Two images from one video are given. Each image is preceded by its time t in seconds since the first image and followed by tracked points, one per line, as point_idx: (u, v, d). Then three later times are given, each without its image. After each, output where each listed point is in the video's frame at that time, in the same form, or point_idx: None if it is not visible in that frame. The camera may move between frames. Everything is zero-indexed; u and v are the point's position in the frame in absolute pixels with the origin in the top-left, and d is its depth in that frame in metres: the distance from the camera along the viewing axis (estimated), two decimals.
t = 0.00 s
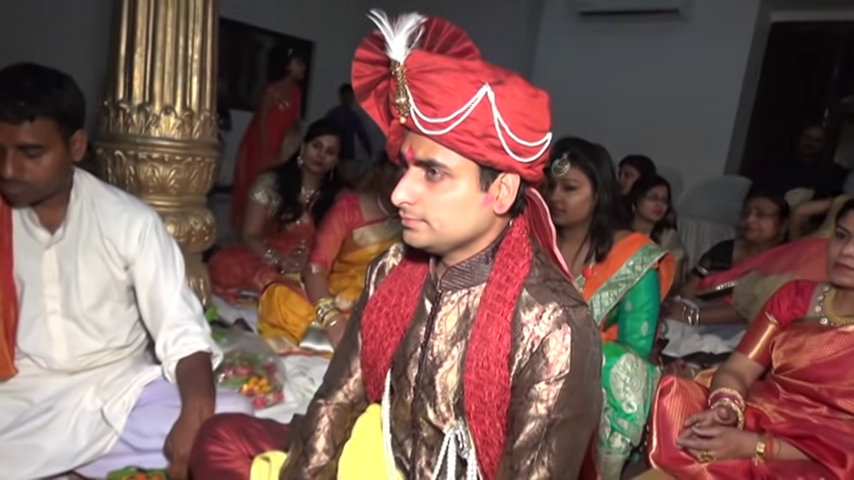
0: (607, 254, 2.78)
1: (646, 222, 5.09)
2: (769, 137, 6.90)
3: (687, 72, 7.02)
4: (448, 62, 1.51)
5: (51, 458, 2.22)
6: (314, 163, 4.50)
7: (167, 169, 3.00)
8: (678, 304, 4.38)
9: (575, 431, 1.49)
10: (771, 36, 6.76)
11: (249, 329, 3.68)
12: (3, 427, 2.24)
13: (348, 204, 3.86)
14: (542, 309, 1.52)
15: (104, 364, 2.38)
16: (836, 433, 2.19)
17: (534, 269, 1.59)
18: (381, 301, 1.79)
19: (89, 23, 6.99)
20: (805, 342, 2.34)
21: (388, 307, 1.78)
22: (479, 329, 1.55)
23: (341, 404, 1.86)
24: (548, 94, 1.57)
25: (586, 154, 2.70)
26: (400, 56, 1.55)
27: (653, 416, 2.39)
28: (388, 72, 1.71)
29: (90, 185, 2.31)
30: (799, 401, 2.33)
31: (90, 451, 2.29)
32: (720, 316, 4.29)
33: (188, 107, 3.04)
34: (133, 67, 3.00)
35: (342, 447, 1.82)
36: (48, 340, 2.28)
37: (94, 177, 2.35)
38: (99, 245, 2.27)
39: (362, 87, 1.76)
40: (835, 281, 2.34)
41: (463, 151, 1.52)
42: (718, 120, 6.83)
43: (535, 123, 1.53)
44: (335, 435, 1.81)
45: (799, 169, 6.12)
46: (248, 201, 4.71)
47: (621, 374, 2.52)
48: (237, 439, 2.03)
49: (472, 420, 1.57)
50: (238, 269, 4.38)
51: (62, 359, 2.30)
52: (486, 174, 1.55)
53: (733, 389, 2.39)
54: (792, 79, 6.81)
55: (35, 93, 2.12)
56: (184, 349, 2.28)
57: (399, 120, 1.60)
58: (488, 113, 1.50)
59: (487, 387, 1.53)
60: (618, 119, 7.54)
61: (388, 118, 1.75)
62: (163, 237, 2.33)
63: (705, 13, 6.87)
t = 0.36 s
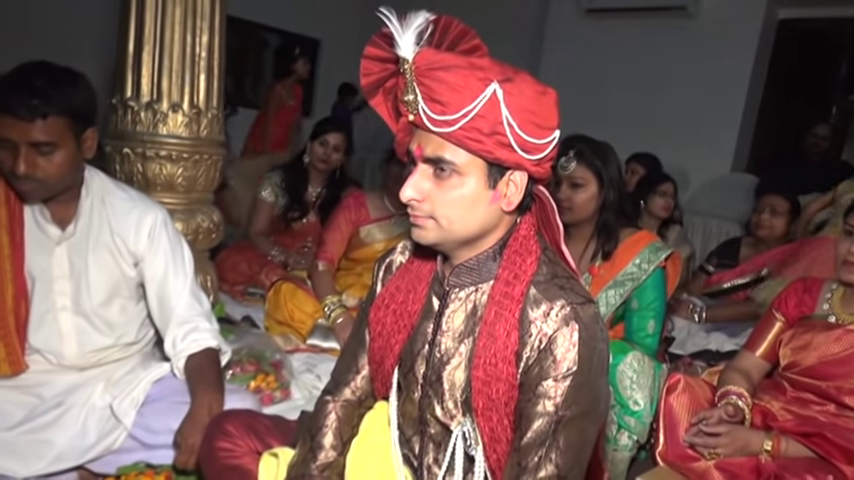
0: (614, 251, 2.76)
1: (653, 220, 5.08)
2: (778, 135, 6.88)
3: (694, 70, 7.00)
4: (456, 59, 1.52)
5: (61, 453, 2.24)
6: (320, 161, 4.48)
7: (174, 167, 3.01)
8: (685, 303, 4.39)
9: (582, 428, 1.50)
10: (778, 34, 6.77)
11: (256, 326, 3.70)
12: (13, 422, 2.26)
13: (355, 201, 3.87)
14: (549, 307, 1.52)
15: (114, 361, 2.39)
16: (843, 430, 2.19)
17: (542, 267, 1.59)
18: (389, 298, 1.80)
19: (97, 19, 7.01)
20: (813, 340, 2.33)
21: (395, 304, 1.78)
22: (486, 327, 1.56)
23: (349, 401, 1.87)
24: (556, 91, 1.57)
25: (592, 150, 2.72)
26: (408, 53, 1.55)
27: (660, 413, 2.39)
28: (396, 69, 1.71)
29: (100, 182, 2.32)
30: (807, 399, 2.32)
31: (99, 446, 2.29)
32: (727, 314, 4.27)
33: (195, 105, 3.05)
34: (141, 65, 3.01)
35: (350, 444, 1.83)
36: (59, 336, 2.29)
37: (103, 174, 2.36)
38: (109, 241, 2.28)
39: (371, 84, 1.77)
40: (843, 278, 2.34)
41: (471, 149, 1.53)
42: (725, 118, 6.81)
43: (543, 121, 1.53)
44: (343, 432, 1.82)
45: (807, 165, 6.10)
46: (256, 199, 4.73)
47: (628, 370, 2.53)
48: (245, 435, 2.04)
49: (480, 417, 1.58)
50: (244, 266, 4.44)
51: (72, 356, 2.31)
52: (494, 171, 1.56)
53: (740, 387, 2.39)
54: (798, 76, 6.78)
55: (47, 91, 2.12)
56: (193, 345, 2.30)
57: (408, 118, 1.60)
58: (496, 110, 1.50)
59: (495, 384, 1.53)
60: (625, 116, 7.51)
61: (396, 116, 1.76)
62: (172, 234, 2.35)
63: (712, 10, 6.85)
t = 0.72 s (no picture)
0: (616, 248, 2.77)
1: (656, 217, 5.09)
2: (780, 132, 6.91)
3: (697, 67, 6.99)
4: (460, 56, 1.52)
5: (66, 449, 2.26)
6: (322, 157, 4.51)
7: (178, 164, 3.02)
8: (689, 300, 4.30)
9: (585, 423, 1.50)
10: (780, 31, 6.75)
11: (260, 323, 3.70)
12: (19, 418, 2.27)
13: (357, 199, 3.88)
14: (553, 302, 1.52)
15: (118, 357, 2.40)
16: (845, 426, 2.19)
17: (545, 263, 1.59)
18: (392, 294, 1.80)
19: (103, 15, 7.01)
20: (816, 336, 2.34)
21: (398, 300, 1.79)
22: (490, 322, 1.56)
23: (352, 397, 1.87)
24: (559, 88, 1.57)
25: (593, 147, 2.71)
26: (412, 50, 1.56)
27: (663, 410, 2.40)
28: (400, 66, 1.72)
29: (105, 178, 2.33)
30: (810, 395, 2.31)
31: (104, 442, 2.31)
32: (730, 311, 4.19)
33: (199, 102, 3.05)
34: (145, 62, 3.01)
35: (354, 439, 1.84)
36: (65, 332, 2.30)
37: (108, 171, 2.37)
38: (114, 237, 2.30)
39: (374, 81, 1.78)
40: (845, 274, 2.34)
41: (474, 145, 1.53)
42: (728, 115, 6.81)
43: (547, 117, 1.53)
44: (346, 427, 1.83)
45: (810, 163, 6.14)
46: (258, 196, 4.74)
47: (631, 367, 2.53)
48: (249, 431, 2.06)
49: (483, 413, 1.58)
50: (248, 264, 4.39)
51: (77, 352, 2.32)
52: (498, 168, 1.56)
53: (743, 383, 2.40)
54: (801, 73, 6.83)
55: (57, 88, 2.13)
56: (198, 341, 2.31)
57: (411, 114, 1.61)
58: (500, 107, 1.50)
59: (498, 379, 1.54)
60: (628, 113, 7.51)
61: (399, 113, 1.76)
62: (176, 230, 2.37)
63: (715, 8, 6.84)
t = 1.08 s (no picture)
0: (622, 246, 2.77)
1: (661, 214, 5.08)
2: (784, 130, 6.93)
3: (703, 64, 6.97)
4: (465, 53, 1.52)
5: (74, 444, 2.26)
6: (327, 155, 4.50)
7: (184, 162, 3.03)
8: (693, 298, 4.31)
9: (590, 420, 1.50)
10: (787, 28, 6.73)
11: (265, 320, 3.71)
12: (27, 414, 2.29)
13: (363, 196, 3.89)
14: (558, 299, 1.52)
15: (126, 354, 2.41)
16: (850, 423, 2.18)
17: (550, 259, 1.59)
18: (397, 291, 1.81)
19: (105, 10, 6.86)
20: (821, 333, 2.33)
21: (403, 296, 1.79)
22: (495, 318, 1.57)
23: (358, 393, 1.88)
24: (564, 84, 1.57)
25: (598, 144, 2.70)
26: (418, 47, 1.56)
27: (668, 408, 2.41)
28: (404, 64, 1.72)
29: (110, 178, 2.35)
30: (815, 393, 2.31)
31: (111, 438, 2.31)
32: (736, 309, 4.18)
33: (204, 100, 3.06)
34: (151, 61, 3.02)
35: (359, 435, 1.85)
36: (72, 331, 2.31)
37: (113, 170, 2.39)
38: (120, 236, 2.31)
39: (380, 79, 1.78)
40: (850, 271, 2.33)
41: (480, 142, 1.53)
42: (734, 113, 6.79)
43: (552, 114, 1.54)
44: (352, 423, 1.83)
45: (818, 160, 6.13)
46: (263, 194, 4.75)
47: (636, 365, 2.53)
48: (255, 427, 2.06)
49: (489, 409, 1.58)
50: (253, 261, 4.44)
51: (84, 351, 2.33)
52: (503, 164, 1.56)
53: (748, 381, 2.40)
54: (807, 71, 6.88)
55: (63, 92, 2.14)
56: (203, 338, 2.32)
57: (417, 112, 1.61)
58: (505, 103, 1.50)
59: (504, 376, 1.54)
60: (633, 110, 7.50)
61: (405, 111, 1.77)
62: (181, 228, 2.38)
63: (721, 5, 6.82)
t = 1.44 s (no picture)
0: (634, 244, 2.76)
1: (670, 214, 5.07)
2: (794, 130, 6.90)
3: (712, 64, 6.95)
4: (475, 53, 1.52)
5: (86, 443, 2.28)
6: (335, 157, 4.54)
7: (194, 163, 3.04)
8: (704, 298, 4.28)
9: (601, 420, 1.50)
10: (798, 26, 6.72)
11: (274, 321, 3.73)
12: (40, 413, 2.30)
13: (371, 197, 3.90)
14: (569, 299, 1.52)
15: (137, 354, 2.43)
16: None
17: (561, 259, 1.59)
18: (407, 290, 1.81)
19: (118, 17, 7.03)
20: (834, 333, 2.33)
21: (413, 296, 1.79)
22: (506, 318, 1.56)
23: (368, 393, 1.88)
24: (575, 84, 1.57)
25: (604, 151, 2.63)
26: (428, 48, 1.57)
27: (678, 408, 2.39)
28: (415, 64, 1.72)
29: (121, 179, 2.35)
30: (828, 394, 2.30)
31: (123, 438, 2.33)
32: (746, 310, 4.14)
33: (214, 101, 3.07)
34: (161, 63, 3.04)
35: (370, 435, 1.85)
36: (85, 332, 2.33)
37: (124, 171, 2.39)
38: (132, 238, 2.32)
39: (390, 79, 1.78)
40: None
41: (490, 142, 1.53)
42: (744, 113, 6.77)
43: (563, 113, 1.53)
44: (362, 423, 1.84)
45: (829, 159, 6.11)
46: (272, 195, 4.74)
47: (646, 365, 2.51)
48: (266, 426, 2.07)
49: (499, 409, 1.58)
50: (262, 262, 4.47)
51: (97, 351, 2.35)
52: (514, 164, 1.56)
53: (760, 381, 2.39)
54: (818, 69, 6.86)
55: (75, 96, 2.16)
56: (215, 339, 2.33)
57: (427, 112, 1.61)
58: (515, 103, 1.50)
59: (515, 375, 1.54)
60: (642, 110, 7.49)
61: (415, 111, 1.77)
62: (193, 229, 2.38)
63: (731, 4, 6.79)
